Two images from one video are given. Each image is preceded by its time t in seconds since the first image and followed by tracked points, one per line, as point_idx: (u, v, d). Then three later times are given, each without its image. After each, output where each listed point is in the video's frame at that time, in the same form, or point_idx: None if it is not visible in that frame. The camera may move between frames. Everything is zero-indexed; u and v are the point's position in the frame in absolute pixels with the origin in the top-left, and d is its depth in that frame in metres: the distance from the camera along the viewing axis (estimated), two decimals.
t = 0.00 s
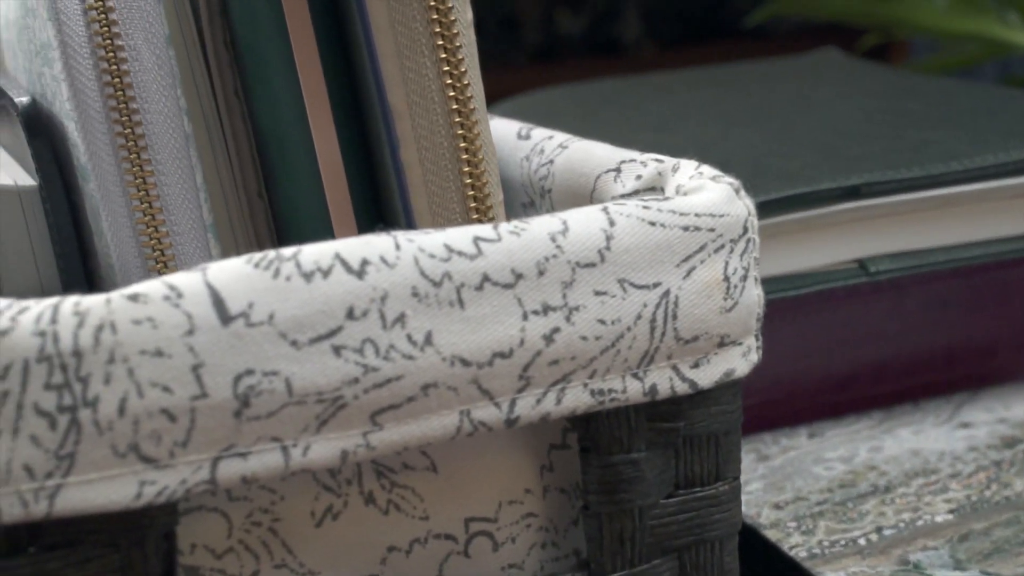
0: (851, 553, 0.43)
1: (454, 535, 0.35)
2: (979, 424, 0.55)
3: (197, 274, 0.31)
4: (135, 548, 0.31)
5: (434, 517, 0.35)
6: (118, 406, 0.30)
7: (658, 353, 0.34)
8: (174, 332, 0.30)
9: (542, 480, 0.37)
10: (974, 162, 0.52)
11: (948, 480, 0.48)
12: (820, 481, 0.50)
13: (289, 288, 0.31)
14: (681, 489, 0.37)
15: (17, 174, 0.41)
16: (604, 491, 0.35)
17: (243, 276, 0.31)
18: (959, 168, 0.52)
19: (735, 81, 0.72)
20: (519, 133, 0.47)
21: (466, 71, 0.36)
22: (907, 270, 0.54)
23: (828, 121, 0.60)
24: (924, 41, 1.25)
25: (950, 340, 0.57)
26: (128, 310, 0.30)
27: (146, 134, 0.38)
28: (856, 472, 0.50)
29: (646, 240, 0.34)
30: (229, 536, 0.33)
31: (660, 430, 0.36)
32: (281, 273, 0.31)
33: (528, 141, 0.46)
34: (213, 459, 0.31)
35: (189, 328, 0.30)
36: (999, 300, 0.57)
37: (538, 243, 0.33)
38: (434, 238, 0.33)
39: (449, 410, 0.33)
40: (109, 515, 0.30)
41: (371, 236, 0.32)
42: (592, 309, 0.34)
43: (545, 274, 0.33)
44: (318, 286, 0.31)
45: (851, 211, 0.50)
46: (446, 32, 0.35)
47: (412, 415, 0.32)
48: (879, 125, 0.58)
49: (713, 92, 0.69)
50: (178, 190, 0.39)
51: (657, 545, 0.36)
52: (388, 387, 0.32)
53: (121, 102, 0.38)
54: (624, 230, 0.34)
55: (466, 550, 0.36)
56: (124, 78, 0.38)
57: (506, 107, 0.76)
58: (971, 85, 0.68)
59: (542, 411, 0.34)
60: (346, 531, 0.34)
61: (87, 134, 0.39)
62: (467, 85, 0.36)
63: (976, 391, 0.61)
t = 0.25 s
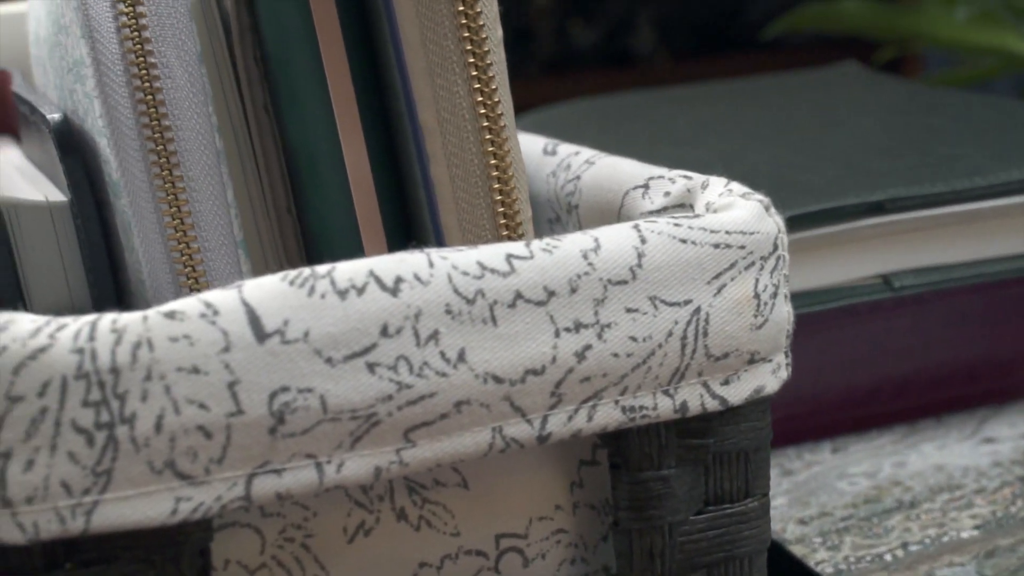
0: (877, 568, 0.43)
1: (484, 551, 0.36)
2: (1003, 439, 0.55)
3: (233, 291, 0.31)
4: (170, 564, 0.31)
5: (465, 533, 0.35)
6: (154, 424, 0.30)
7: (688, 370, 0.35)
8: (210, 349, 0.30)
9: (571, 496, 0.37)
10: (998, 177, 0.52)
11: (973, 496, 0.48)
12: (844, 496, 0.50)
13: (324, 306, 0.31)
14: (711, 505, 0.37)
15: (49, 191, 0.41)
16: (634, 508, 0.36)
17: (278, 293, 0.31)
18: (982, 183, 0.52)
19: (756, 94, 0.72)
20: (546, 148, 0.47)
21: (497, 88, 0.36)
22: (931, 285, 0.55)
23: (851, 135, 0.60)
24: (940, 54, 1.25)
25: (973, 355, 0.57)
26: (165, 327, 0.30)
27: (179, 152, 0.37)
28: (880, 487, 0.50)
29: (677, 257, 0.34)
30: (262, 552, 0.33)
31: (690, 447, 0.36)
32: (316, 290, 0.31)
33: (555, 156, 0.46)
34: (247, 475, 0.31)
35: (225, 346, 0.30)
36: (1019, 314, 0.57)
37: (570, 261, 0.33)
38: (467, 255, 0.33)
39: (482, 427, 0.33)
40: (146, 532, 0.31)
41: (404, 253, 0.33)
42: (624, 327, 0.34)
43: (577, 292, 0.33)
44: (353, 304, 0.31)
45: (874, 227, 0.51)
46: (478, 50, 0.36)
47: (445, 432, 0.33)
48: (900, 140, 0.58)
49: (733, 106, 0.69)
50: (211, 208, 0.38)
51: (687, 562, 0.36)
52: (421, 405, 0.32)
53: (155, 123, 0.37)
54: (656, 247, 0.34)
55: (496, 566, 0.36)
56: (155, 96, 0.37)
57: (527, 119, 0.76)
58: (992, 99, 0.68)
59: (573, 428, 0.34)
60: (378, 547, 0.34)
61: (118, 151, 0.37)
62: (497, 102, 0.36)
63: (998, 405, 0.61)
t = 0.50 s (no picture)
0: None
1: (517, 569, 0.36)
2: None
3: (270, 310, 0.31)
4: None
5: (497, 551, 0.35)
6: (192, 442, 0.30)
7: (721, 389, 0.35)
8: (248, 368, 0.30)
9: (604, 514, 0.37)
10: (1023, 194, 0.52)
11: (1001, 514, 0.48)
12: (871, 513, 0.50)
13: (361, 325, 0.31)
14: (742, 524, 0.37)
15: (80, 210, 0.42)
16: (666, 527, 0.36)
17: (315, 312, 0.31)
18: (1007, 200, 0.52)
19: (778, 110, 0.72)
20: (573, 165, 0.47)
21: (529, 107, 0.36)
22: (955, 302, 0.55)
23: (875, 151, 0.60)
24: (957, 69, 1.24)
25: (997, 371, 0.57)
26: (204, 346, 0.30)
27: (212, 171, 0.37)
28: (907, 505, 0.50)
29: (711, 276, 0.34)
30: (297, 570, 0.34)
31: (723, 466, 0.36)
32: (352, 309, 0.31)
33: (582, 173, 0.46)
34: (284, 494, 0.31)
35: (263, 365, 0.30)
36: None
37: (604, 279, 0.33)
38: (502, 274, 0.33)
39: (516, 445, 0.33)
40: (183, 550, 0.31)
41: (440, 272, 0.33)
42: (658, 345, 0.34)
43: (612, 311, 0.33)
44: (389, 323, 0.31)
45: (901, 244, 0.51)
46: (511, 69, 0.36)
47: (480, 451, 0.33)
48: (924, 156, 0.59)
49: (756, 122, 0.69)
50: (244, 225, 0.38)
51: None
52: (457, 423, 0.32)
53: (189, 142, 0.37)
54: (689, 266, 0.34)
55: None
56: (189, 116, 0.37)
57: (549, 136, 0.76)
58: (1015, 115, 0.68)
59: (606, 446, 0.34)
60: (411, 565, 0.34)
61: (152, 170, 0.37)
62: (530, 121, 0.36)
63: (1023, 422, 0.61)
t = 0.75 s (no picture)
0: None
1: None
2: None
3: (307, 333, 0.31)
4: None
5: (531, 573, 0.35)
6: (231, 465, 0.30)
7: (755, 411, 0.35)
8: (286, 391, 0.30)
9: (636, 535, 0.37)
10: None
11: None
12: (899, 534, 0.50)
13: (397, 348, 0.31)
14: (776, 546, 0.37)
15: (113, 229, 0.42)
16: (698, 549, 0.36)
17: (352, 335, 0.31)
18: None
19: (801, 129, 0.73)
20: (601, 186, 0.47)
21: (563, 129, 0.36)
22: (989, 321, 0.54)
23: (901, 171, 0.60)
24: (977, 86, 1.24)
25: None
26: (242, 369, 0.30)
27: (246, 192, 0.37)
28: (935, 525, 0.50)
29: (745, 299, 0.34)
30: None
31: (756, 487, 0.36)
32: (389, 332, 0.31)
33: (611, 194, 0.46)
34: (321, 516, 0.31)
35: (301, 388, 0.31)
36: None
37: (639, 302, 0.33)
38: (538, 296, 0.33)
39: (552, 468, 0.33)
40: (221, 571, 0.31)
41: (475, 295, 0.33)
42: (692, 368, 0.34)
43: (646, 333, 0.33)
44: (426, 345, 0.32)
45: (932, 263, 0.51)
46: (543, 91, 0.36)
47: (515, 473, 0.33)
48: (951, 176, 0.59)
49: (780, 141, 0.69)
50: (277, 246, 0.38)
51: None
52: (493, 446, 0.32)
53: (224, 161, 0.37)
54: (724, 289, 0.34)
55: None
56: (224, 136, 0.37)
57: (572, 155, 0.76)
58: None
59: (641, 469, 0.34)
60: None
61: (185, 191, 0.38)
62: (563, 143, 0.36)
63: None
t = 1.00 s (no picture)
0: None
1: None
2: None
3: (342, 355, 0.31)
4: None
5: None
6: (266, 486, 0.30)
7: (787, 432, 0.35)
8: (321, 412, 0.30)
9: (666, 555, 0.37)
10: None
11: None
12: (925, 553, 0.50)
13: (431, 369, 0.31)
14: (805, 567, 0.37)
15: (142, 248, 0.42)
16: (730, 568, 0.36)
17: (387, 356, 0.31)
18: None
19: (822, 144, 0.73)
20: (627, 205, 0.47)
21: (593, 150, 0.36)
22: (1012, 341, 0.54)
23: (923, 188, 0.60)
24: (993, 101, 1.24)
25: None
26: (277, 391, 0.30)
27: (277, 213, 0.38)
28: (961, 545, 0.50)
29: (777, 320, 0.34)
30: None
31: (787, 508, 0.36)
32: (423, 353, 0.31)
33: (637, 213, 0.46)
34: (355, 537, 0.31)
35: (336, 410, 0.31)
36: None
37: (672, 323, 0.33)
38: (570, 318, 0.33)
39: (584, 489, 0.33)
40: None
41: (508, 317, 0.33)
42: (724, 390, 0.34)
43: (679, 355, 0.33)
44: (460, 367, 0.32)
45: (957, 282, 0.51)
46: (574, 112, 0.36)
47: (548, 494, 0.33)
48: (974, 194, 0.59)
49: (800, 158, 0.69)
50: (307, 266, 0.38)
51: None
52: (526, 467, 0.32)
53: (254, 181, 0.37)
54: (756, 310, 0.34)
55: None
56: (255, 156, 0.37)
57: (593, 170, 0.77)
58: None
59: (673, 490, 0.34)
60: None
61: (216, 212, 0.38)
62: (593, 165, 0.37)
63: None
